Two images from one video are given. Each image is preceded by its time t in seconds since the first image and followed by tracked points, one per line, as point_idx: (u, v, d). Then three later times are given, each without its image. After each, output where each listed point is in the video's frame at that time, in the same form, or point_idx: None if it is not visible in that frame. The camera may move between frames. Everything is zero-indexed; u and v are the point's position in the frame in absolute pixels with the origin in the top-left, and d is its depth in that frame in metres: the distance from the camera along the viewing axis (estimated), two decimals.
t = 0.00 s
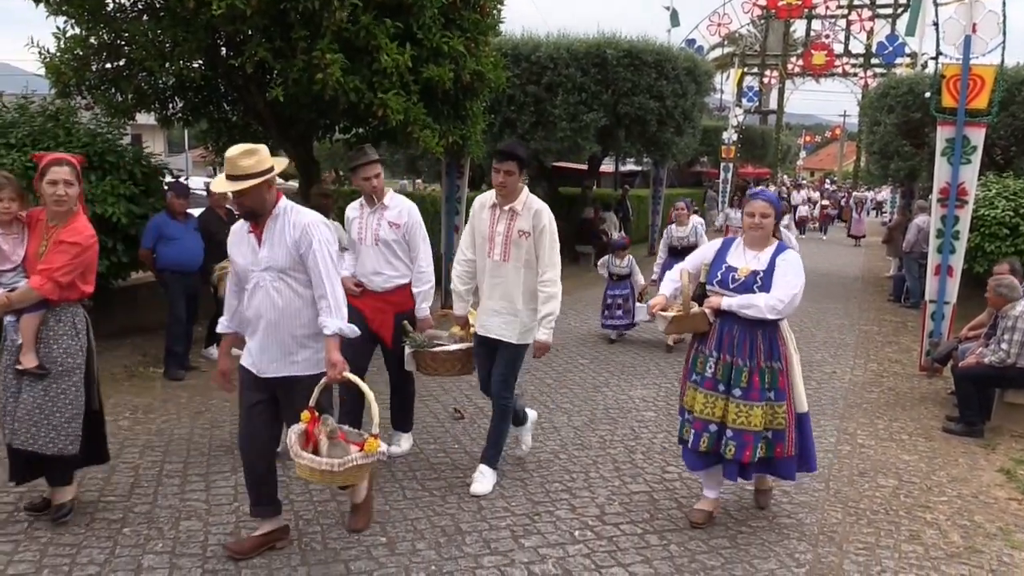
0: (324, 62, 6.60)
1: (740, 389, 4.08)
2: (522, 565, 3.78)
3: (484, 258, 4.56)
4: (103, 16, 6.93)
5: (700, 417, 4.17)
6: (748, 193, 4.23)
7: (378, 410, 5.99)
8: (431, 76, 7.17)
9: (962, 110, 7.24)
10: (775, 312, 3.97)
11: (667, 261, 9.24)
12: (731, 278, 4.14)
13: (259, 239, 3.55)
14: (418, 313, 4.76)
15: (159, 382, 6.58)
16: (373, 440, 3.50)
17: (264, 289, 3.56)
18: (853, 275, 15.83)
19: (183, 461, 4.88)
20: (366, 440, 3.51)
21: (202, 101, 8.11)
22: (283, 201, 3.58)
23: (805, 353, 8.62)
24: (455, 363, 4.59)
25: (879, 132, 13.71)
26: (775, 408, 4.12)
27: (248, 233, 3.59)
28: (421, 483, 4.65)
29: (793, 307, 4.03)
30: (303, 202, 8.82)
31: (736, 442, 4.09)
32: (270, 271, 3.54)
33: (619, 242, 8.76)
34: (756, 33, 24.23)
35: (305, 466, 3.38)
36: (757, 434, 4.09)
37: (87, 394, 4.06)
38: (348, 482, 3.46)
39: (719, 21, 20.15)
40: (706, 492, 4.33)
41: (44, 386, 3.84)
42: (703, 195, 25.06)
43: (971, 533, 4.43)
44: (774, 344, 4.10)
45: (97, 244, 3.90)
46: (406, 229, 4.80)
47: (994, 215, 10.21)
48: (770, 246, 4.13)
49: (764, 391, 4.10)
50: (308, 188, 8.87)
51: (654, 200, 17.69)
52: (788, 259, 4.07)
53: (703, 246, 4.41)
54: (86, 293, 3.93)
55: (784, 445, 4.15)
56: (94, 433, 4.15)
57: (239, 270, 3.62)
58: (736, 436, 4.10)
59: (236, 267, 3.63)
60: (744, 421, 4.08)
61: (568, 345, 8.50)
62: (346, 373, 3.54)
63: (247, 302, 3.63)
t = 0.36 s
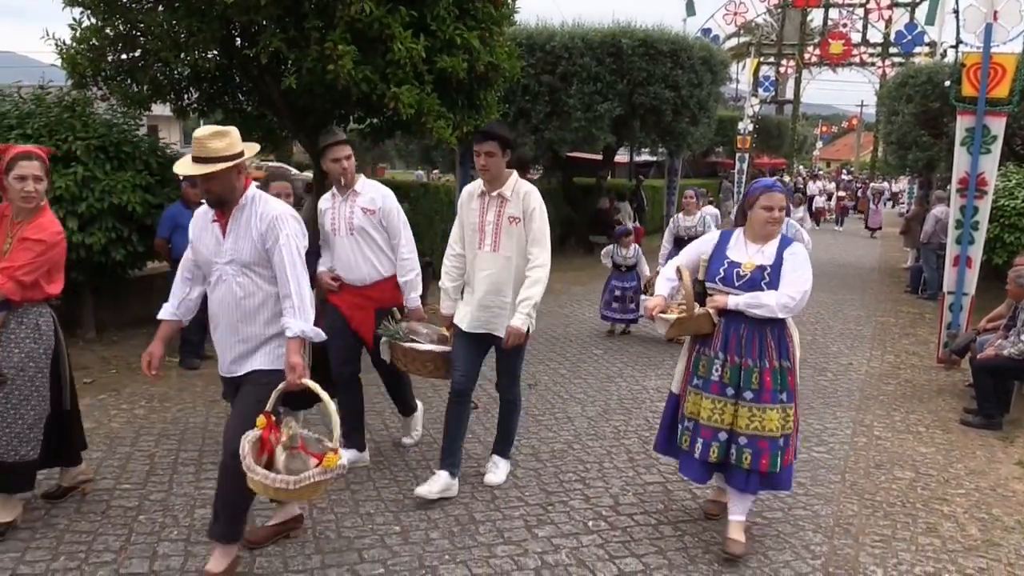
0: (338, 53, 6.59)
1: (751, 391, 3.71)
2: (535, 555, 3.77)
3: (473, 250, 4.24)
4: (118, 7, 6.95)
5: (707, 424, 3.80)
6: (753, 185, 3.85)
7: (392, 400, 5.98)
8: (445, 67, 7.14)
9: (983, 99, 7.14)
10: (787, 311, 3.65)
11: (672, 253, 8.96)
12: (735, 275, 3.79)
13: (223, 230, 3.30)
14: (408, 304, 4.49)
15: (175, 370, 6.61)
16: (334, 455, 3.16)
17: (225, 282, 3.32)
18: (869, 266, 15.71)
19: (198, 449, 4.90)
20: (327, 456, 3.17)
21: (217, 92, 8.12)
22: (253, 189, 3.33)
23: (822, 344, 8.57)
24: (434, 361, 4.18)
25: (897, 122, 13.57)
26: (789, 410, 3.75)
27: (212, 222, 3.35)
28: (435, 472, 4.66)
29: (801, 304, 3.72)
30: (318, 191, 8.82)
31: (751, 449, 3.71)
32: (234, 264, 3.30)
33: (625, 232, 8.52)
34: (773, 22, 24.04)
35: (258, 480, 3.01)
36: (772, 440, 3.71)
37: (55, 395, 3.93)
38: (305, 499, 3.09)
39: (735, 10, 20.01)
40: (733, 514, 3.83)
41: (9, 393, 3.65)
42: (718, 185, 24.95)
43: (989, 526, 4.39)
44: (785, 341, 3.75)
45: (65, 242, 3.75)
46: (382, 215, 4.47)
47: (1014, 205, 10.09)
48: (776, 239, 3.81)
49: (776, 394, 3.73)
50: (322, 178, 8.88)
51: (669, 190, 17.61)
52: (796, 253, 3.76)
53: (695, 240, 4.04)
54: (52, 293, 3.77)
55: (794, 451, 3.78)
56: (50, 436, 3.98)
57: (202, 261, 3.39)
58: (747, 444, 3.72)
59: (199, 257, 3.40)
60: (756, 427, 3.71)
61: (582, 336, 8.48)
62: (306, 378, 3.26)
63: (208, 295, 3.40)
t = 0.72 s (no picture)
0: (347, 38, 6.57)
1: (754, 393, 3.50)
2: (542, 539, 3.78)
3: (439, 238, 4.03)
4: None
5: (707, 426, 3.59)
6: (764, 165, 3.68)
7: (398, 385, 5.99)
8: (454, 52, 7.10)
9: (996, 84, 7.07)
10: (796, 303, 3.43)
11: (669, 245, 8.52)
12: (743, 263, 3.59)
13: (181, 214, 3.01)
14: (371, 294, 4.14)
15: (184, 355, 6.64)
16: (289, 472, 2.86)
17: (177, 271, 3.03)
18: (880, 253, 15.62)
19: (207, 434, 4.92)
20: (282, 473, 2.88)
21: (226, 78, 8.10)
22: (219, 172, 3.03)
23: (831, 331, 8.54)
24: (406, 357, 4.00)
25: (908, 108, 13.46)
26: (790, 411, 3.56)
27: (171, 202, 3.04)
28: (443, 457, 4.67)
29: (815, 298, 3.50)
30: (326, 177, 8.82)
31: (750, 454, 3.52)
32: (186, 252, 3.01)
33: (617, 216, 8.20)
34: (784, 7, 23.87)
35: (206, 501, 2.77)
36: (773, 445, 3.52)
37: (41, 388, 3.71)
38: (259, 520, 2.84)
39: None
40: (730, 515, 3.73)
41: None
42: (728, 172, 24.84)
43: (998, 513, 4.38)
44: (790, 338, 3.54)
45: (19, 221, 3.50)
46: (358, 200, 4.24)
47: None
48: (787, 226, 3.61)
49: (780, 394, 3.52)
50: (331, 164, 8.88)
51: (678, 177, 17.55)
52: (808, 242, 3.55)
53: (704, 225, 3.84)
54: (8, 278, 3.51)
55: (790, 449, 3.62)
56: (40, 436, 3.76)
57: (154, 242, 3.09)
58: (748, 448, 3.52)
59: (151, 238, 3.10)
60: (758, 430, 3.51)
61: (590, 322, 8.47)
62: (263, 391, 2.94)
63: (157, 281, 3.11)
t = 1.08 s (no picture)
0: (344, 17, 6.52)
1: (725, 397, 3.19)
2: (538, 519, 3.79)
3: (404, 218, 3.75)
4: None
5: (671, 429, 3.26)
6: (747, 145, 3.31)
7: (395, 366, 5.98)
8: (451, 31, 7.04)
9: (996, 66, 7.02)
10: (773, 305, 3.11)
11: (654, 226, 8.39)
12: (721, 259, 3.27)
13: (125, 193, 2.78)
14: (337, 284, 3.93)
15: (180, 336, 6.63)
16: (241, 467, 2.77)
17: (124, 256, 2.81)
18: (877, 235, 15.62)
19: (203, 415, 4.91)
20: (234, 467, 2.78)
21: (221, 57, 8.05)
22: (166, 149, 2.84)
23: (827, 313, 8.54)
24: (374, 347, 3.68)
25: (908, 89, 13.41)
26: (772, 419, 3.25)
27: (111, 181, 2.80)
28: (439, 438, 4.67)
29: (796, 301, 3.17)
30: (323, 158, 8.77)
31: (720, 463, 3.21)
32: (134, 234, 2.79)
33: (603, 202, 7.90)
34: None
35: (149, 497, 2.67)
36: (746, 455, 3.21)
37: None
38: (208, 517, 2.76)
39: None
40: (654, 523, 3.41)
41: None
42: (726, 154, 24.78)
43: (992, 494, 4.39)
44: (769, 339, 3.24)
45: None
46: (317, 186, 3.93)
47: None
48: (767, 219, 3.26)
49: (756, 399, 3.21)
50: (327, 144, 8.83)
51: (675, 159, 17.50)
52: (795, 238, 3.19)
53: (688, 211, 3.49)
54: None
55: (787, 465, 3.30)
56: None
57: (92, 227, 2.84)
58: (717, 458, 3.22)
59: (87, 221, 2.84)
60: (731, 438, 3.20)
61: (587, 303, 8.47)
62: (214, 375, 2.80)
63: (97, 268, 2.86)
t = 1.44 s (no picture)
0: None
1: (691, 390, 2.98)
2: (536, 499, 3.80)
3: (367, 206, 3.46)
4: None
5: (636, 427, 3.07)
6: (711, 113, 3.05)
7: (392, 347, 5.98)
8: (448, 10, 6.98)
9: (995, 46, 6.98)
10: (744, 283, 2.87)
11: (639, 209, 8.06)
12: (683, 236, 3.02)
13: (12, 180, 2.52)
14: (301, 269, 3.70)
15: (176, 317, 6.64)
16: (207, 453, 2.67)
17: (26, 249, 2.55)
18: (874, 216, 15.61)
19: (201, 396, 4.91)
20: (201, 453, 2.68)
21: (216, 36, 8.00)
22: (51, 124, 2.58)
23: (824, 294, 8.54)
24: (337, 337, 3.50)
25: (906, 70, 13.35)
26: (734, 414, 3.04)
27: None
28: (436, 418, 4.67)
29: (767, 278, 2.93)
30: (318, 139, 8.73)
31: (686, 462, 3.00)
32: (33, 221, 2.53)
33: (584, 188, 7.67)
34: None
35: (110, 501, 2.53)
36: (712, 454, 3.00)
37: None
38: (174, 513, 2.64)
39: None
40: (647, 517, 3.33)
41: None
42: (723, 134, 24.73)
43: (987, 474, 4.42)
44: (739, 327, 3.03)
45: None
46: (278, 161, 3.70)
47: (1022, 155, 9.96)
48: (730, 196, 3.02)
49: (723, 392, 3.00)
50: (323, 125, 8.79)
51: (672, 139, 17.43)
52: (760, 210, 2.95)
53: (646, 188, 3.25)
54: None
55: (747, 465, 3.08)
56: None
57: None
58: (682, 457, 3.01)
59: None
60: (697, 435, 2.99)
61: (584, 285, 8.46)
62: (163, 359, 2.59)
63: None
